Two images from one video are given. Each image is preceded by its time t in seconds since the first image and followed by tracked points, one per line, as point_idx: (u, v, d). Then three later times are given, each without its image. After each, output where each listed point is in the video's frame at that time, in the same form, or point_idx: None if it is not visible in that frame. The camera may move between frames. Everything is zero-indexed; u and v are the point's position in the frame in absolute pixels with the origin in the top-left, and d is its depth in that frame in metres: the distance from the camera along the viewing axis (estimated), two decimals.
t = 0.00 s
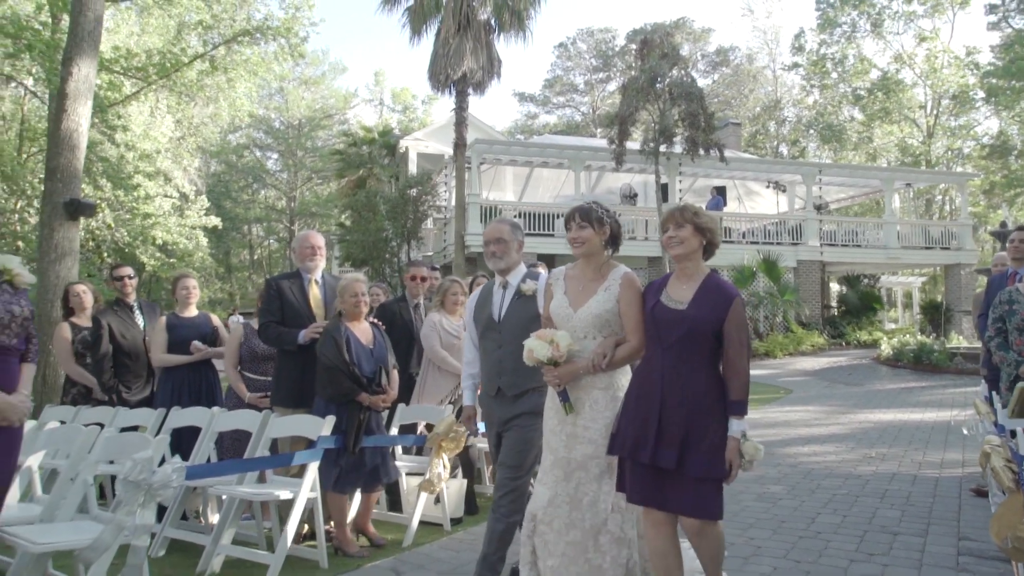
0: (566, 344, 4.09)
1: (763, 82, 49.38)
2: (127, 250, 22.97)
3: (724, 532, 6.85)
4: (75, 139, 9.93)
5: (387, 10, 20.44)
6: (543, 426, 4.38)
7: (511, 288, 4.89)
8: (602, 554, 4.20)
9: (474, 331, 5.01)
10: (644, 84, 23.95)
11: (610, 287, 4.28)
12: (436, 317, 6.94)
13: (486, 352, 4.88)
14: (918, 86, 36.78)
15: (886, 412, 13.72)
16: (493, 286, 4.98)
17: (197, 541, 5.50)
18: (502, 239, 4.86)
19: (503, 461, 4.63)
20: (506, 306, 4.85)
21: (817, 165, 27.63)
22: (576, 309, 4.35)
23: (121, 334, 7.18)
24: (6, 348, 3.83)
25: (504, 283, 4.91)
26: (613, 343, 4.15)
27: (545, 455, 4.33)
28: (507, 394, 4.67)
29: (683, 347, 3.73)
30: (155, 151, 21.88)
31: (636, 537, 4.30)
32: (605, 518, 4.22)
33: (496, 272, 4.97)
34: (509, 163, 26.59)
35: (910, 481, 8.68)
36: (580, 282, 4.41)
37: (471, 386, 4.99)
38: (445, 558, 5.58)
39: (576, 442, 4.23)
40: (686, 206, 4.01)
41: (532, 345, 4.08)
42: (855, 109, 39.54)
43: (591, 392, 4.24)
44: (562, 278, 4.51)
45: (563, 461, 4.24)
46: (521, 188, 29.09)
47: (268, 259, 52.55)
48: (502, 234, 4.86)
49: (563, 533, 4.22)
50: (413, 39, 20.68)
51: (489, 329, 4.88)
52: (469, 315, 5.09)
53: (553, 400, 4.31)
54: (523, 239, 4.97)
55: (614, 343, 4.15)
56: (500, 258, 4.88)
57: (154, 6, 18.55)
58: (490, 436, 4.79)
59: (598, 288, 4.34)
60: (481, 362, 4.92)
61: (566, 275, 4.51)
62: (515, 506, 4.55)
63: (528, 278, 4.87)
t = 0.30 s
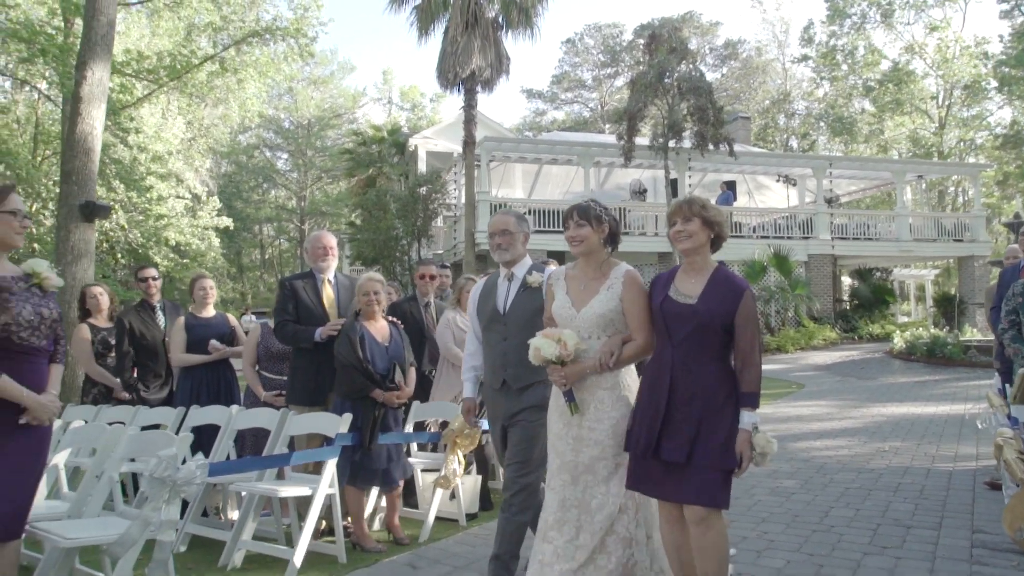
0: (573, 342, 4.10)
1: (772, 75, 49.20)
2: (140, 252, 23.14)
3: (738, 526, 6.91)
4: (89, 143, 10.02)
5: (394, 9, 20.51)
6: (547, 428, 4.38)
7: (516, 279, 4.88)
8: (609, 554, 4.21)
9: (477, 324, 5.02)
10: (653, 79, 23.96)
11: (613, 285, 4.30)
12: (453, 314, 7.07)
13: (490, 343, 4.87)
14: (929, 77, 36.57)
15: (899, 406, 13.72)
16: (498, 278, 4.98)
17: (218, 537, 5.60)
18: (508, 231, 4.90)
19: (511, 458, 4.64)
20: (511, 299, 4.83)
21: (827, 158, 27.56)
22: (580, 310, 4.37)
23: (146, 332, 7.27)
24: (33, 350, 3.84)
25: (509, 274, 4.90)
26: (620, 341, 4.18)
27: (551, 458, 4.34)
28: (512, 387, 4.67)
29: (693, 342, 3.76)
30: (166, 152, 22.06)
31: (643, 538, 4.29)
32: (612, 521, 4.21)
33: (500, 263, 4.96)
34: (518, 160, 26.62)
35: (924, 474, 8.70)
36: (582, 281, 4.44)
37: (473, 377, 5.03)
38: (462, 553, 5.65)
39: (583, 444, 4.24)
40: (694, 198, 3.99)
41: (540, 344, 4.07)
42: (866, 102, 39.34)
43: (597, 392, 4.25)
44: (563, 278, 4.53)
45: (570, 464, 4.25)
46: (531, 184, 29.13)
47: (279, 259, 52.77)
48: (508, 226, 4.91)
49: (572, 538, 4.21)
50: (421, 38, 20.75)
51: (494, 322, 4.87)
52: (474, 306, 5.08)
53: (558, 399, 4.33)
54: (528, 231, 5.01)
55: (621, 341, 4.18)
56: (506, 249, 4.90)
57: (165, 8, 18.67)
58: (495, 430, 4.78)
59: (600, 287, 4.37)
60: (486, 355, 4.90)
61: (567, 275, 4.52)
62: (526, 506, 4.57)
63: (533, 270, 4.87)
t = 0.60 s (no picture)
0: (588, 339, 4.06)
1: (790, 72, 48.96)
2: (161, 252, 23.40)
3: (756, 524, 6.94)
4: (111, 146, 10.18)
5: (409, 10, 20.62)
6: (556, 429, 4.32)
7: (529, 276, 4.84)
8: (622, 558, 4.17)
9: (487, 318, 5.05)
10: (669, 78, 23.95)
11: (620, 281, 4.29)
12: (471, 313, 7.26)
13: (500, 341, 4.79)
14: (949, 72, 36.27)
15: (919, 404, 13.68)
16: (509, 275, 4.94)
17: (245, 531, 5.69)
18: (521, 227, 4.87)
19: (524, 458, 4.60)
20: (522, 297, 4.79)
21: (846, 154, 27.40)
22: (586, 306, 4.33)
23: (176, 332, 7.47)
24: (68, 350, 3.95)
25: (521, 271, 4.86)
26: (632, 336, 4.13)
27: (560, 460, 4.28)
28: (522, 385, 4.61)
29: (709, 343, 3.78)
30: (186, 155, 22.32)
31: (655, 538, 4.32)
32: (624, 524, 4.18)
33: (512, 260, 4.94)
34: (534, 159, 26.68)
35: (944, 474, 8.69)
36: (587, 278, 4.43)
37: (480, 373, 5.00)
38: (483, 549, 5.73)
39: (593, 445, 4.19)
40: (709, 197, 4.02)
41: (555, 341, 4.02)
42: (885, 97, 39.08)
43: (606, 391, 4.21)
44: (567, 277, 4.51)
45: (580, 466, 4.20)
46: (546, 183, 29.21)
47: (297, 259, 53.07)
48: (522, 222, 4.89)
49: (586, 541, 4.16)
50: (436, 39, 20.85)
51: (504, 319, 4.80)
52: (485, 303, 5.05)
53: (566, 397, 4.28)
54: (542, 228, 4.99)
55: (632, 336, 4.13)
56: (518, 245, 4.87)
57: (183, 11, 18.85)
58: (503, 430, 4.70)
59: (607, 283, 4.34)
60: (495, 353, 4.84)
61: (572, 274, 4.50)
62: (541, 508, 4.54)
63: (545, 267, 4.82)
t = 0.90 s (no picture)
0: (595, 336, 4.01)
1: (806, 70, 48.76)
2: (179, 251, 23.63)
3: (771, 523, 6.95)
4: (131, 147, 10.30)
5: (424, 10, 20.70)
6: (560, 428, 4.24)
7: (536, 275, 4.79)
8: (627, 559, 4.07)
9: (495, 316, 5.04)
10: (684, 76, 23.94)
11: (623, 277, 4.24)
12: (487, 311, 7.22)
13: (508, 342, 4.73)
14: (967, 69, 36.02)
15: (936, 404, 13.64)
16: (518, 273, 4.89)
17: (265, 527, 5.78)
18: (530, 225, 4.86)
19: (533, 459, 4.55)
20: (530, 295, 4.73)
21: (862, 152, 27.27)
22: (590, 303, 4.27)
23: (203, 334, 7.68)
24: (96, 349, 4.02)
25: (530, 269, 4.82)
26: (637, 332, 4.08)
27: (566, 462, 4.20)
28: (530, 384, 4.55)
29: (721, 346, 3.75)
30: (203, 156, 22.52)
31: (658, 539, 4.29)
32: (628, 526, 4.08)
33: (521, 258, 4.91)
34: (548, 159, 26.74)
35: (961, 473, 8.67)
36: (590, 275, 4.36)
37: (488, 371, 4.97)
38: (499, 546, 5.79)
39: (596, 445, 4.11)
40: (724, 198, 4.00)
41: (562, 338, 3.96)
42: (902, 95, 38.85)
43: (609, 390, 4.13)
44: (570, 273, 4.45)
45: (584, 467, 4.12)
46: (560, 183, 29.28)
47: (313, 258, 53.36)
48: (529, 220, 4.87)
49: (592, 541, 4.07)
50: (450, 39, 20.94)
51: (512, 318, 4.74)
52: (494, 303, 5.01)
53: (570, 394, 4.21)
54: (551, 226, 4.95)
55: (638, 333, 4.08)
56: (526, 243, 4.86)
57: (200, 12, 19.01)
58: (510, 430, 4.64)
59: (610, 279, 4.29)
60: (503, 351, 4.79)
61: (575, 270, 4.44)
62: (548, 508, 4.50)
63: (552, 266, 4.76)
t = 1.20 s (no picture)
0: (599, 335, 4.03)
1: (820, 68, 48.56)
2: (195, 253, 23.84)
3: (784, 523, 6.98)
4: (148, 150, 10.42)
5: (436, 11, 20.77)
6: (565, 428, 4.24)
7: (542, 276, 4.80)
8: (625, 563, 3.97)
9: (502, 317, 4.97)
10: (696, 75, 23.93)
11: (627, 276, 4.24)
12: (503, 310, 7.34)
13: (514, 344, 4.76)
14: (984, 65, 35.77)
15: (950, 404, 13.60)
16: (523, 274, 4.90)
17: (282, 525, 5.86)
18: (533, 226, 4.83)
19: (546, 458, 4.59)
20: (535, 296, 4.75)
21: (877, 151, 27.17)
22: (593, 302, 4.29)
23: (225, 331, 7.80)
24: (120, 350, 4.10)
25: (534, 270, 4.84)
26: (641, 332, 4.08)
27: (573, 462, 4.18)
28: (536, 387, 4.57)
29: (731, 346, 3.71)
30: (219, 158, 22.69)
31: (654, 549, 4.18)
32: (624, 526, 4.00)
33: (527, 259, 4.91)
34: (560, 159, 26.79)
35: (975, 474, 8.66)
36: (594, 274, 4.38)
37: (497, 373, 4.95)
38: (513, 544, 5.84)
39: (597, 444, 4.09)
40: (736, 195, 3.97)
41: (565, 337, 3.99)
42: (918, 92, 38.63)
43: (613, 390, 4.13)
44: (574, 274, 4.47)
45: (587, 467, 4.10)
46: (573, 182, 29.33)
47: (326, 259, 53.58)
48: (533, 220, 4.85)
49: (589, 544, 3.96)
50: (463, 40, 21.01)
51: (518, 319, 4.78)
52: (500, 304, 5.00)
53: (575, 395, 4.22)
54: (555, 226, 4.96)
55: (641, 332, 4.08)
56: (531, 244, 4.85)
57: (215, 16, 19.17)
58: (517, 430, 4.67)
59: (615, 278, 4.29)
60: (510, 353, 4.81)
61: (578, 271, 4.46)
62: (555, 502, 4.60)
63: (557, 265, 4.78)
